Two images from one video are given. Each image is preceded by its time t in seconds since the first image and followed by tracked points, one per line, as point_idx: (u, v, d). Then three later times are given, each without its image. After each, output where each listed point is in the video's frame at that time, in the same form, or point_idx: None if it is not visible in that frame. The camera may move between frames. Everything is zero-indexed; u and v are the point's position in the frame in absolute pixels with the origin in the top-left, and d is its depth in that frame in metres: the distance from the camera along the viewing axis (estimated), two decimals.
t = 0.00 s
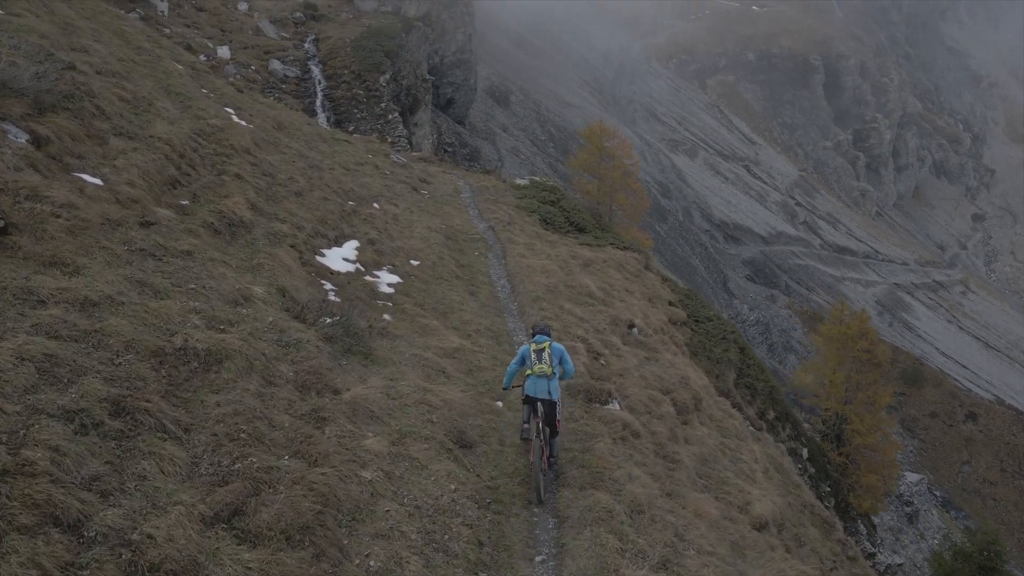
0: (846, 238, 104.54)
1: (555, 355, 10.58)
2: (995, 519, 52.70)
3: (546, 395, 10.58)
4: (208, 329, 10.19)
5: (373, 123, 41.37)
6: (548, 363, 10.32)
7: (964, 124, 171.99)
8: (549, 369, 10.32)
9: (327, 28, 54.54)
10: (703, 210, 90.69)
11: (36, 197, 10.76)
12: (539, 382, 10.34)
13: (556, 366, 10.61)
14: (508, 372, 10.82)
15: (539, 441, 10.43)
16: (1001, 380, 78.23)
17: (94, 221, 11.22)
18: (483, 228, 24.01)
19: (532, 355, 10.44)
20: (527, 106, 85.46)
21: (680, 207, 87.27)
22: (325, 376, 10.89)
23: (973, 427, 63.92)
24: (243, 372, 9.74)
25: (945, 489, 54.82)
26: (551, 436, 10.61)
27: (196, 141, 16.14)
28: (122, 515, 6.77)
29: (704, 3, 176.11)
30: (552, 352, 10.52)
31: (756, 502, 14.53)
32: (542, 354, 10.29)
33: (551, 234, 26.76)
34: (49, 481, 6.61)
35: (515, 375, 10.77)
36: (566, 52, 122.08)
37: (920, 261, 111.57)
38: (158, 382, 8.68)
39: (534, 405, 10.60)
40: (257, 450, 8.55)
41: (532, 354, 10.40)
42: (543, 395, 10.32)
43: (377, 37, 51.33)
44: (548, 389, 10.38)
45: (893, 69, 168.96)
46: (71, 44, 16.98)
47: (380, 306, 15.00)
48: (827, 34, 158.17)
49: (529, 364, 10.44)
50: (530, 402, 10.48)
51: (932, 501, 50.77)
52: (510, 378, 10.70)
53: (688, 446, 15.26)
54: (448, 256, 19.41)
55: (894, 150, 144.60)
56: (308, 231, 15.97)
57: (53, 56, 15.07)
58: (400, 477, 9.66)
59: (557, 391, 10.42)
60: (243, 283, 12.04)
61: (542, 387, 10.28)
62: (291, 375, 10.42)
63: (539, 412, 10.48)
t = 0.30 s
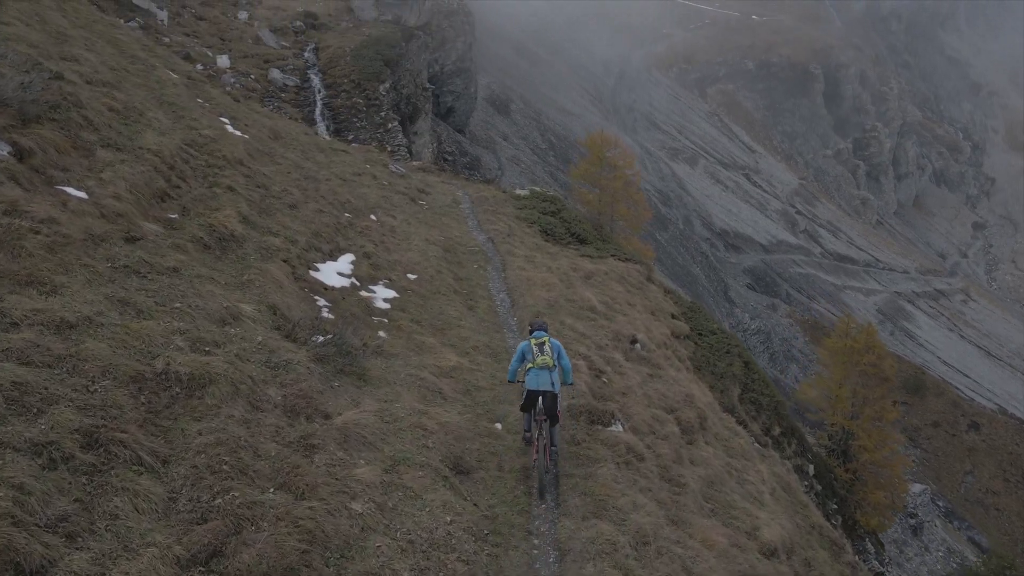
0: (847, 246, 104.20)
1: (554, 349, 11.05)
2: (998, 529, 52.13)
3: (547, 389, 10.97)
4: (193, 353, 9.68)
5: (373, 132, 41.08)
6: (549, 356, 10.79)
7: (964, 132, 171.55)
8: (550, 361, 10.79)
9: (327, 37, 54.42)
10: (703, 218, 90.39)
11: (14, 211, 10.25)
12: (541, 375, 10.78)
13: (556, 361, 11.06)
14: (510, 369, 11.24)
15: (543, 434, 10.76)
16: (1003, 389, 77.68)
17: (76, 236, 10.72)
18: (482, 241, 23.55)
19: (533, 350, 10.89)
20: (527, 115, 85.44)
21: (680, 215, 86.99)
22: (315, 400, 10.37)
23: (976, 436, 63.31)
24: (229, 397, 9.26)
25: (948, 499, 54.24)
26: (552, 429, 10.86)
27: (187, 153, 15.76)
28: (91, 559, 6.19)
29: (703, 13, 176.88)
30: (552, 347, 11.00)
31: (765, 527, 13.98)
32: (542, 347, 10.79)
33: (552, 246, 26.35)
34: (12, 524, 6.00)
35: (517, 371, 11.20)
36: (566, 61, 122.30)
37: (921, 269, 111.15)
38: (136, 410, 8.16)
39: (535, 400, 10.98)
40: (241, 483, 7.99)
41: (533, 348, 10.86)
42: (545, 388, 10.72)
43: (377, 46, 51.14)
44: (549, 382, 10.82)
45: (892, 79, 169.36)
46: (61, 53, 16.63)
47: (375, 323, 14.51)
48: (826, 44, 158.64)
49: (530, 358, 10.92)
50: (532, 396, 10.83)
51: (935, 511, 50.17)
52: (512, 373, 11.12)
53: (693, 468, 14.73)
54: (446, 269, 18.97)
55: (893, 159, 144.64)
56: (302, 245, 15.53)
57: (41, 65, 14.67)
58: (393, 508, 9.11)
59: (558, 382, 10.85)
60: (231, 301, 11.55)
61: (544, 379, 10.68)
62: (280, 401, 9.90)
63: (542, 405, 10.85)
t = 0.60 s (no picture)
0: (847, 254, 103.84)
1: (551, 355, 11.08)
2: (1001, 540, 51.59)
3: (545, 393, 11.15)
4: (176, 376, 9.21)
5: (372, 141, 40.69)
6: (545, 362, 10.90)
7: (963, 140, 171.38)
8: (546, 368, 10.89)
9: (327, 46, 54.22)
10: (704, 226, 90.03)
11: None
12: (537, 382, 10.93)
13: (553, 366, 11.12)
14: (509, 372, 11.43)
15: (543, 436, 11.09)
16: (1005, 397, 77.11)
17: (57, 252, 10.26)
18: (481, 253, 23.10)
19: (530, 356, 10.99)
20: (527, 122, 85.34)
21: (681, 224, 86.72)
22: (305, 426, 9.89)
23: (978, 446, 62.73)
24: (213, 423, 8.79)
25: (951, 509, 53.65)
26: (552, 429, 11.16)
27: (178, 163, 15.35)
28: None
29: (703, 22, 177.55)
30: (549, 353, 11.04)
31: (774, 552, 13.42)
32: (538, 355, 10.84)
33: (553, 257, 25.90)
34: None
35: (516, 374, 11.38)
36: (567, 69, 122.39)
37: (921, 277, 110.71)
38: (111, 440, 7.69)
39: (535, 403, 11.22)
40: (222, 520, 7.46)
41: (530, 354, 10.94)
42: (542, 392, 10.89)
43: (377, 54, 50.87)
44: (547, 387, 10.97)
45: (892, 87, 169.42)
46: (51, 62, 16.28)
47: (370, 340, 14.05)
48: (826, 52, 159.04)
49: (527, 365, 11.03)
50: (530, 401, 11.07)
51: (938, 522, 49.55)
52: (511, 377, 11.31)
53: (698, 490, 14.19)
54: (443, 282, 18.50)
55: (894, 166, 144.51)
56: (294, 259, 15.07)
57: (28, 75, 14.27)
58: (384, 542, 8.58)
59: (555, 388, 10.98)
60: (218, 318, 11.08)
61: (541, 386, 10.84)
62: (267, 428, 9.41)
63: (540, 409, 11.08)
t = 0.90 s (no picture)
0: (848, 262, 103.34)
1: (549, 351, 11.49)
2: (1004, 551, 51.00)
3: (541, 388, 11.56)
4: (157, 401, 8.72)
5: (372, 150, 40.35)
6: (541, 358, 11.32)
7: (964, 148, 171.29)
8: (543, 363, 11.30)
9: (327, 54, 54.07)
10: (705, 235, 89.70)
11: None
12: (534, 376, 11.34)
13: (550, 362, 11.54)
14: (509, 368, 11.85)
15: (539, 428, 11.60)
16: (1008, 407, 76.57)
17: (34, 269, 9.78)
18: (480, 265, 22.69)
19: (528, 351, 11.42)
20: (528, 131, 85.26)
21: (681, 232, 86.46)
22: (294, 452, 9.38)
23: (981, 455, 62.13)
24: (194, 451, 8.29)
25: (954, 519, 53.03)
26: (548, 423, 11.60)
27: (168, 175, 14.98)
28: None
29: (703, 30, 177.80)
30: (546, 349, 11.45)
31: None
32: (534, 350, 11.28)
33: (554, 269, 25.52)
34: None
35: (515, 370, 11.81)
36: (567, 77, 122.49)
37: (923, 285, 110.11)
38: (83, 473, 7.20)
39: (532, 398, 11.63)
40: (201, 558, 6.90)
41: (528, 349, 11.40)
42: (538, 387, 11.31)
43: (377, 62, 50.63)
44: (543, 381, 11.36)
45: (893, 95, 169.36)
46: (41, 71, 15.94)
47: (364, 357, 13.58)
48: (825, 61, 159.48)
49: (525, 359, 11.46)
50: (528, 394, 11.50)
51: (942, 533, 48.85)
52: (510, 372, 11.73)
53: (704, 513, 13.66)
54: (441, 296, 18.06)
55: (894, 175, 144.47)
56: (287, 273, 14.65)
57: (15, 84, 13.91)
58: None
59: (550, 383, 11.39)
60: (204, 338, 10.61)
61: (537, 380, 11.27)
62: (254, 456, 8.90)
63: (537, 402, 11.49)
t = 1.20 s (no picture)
0: (850, 269, 102.86)
1: (544, 348, 11.74)
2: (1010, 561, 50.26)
3: (535, 384, 11.72)
4: (138, 425, 8.26)
5: (372, 158, 40.04)
6: (537, 354, 11.54)
7: (964, 155, 171.04)
8: (538, 359, 11.50)
9: (327, 61, 53.92)
10: (706, 242, 89.31)
11: None
12: (529, 372, 11.49)
13: (545, 358, 11.75)
14: (504, 365, 11.97)
15: (533, 418, 11.88)
16: (1011, 415, 76.00)
17: (13, 284, 9.34)
18: (480, 276, 22.29)
19: (525, 348, 11.65)
20: (529, 138, 85.10)
21: (682, 239, 86.11)
22: (282, 480, 8.89)
23: (984, 464, 61.50)
24: (175, 481, 7.81)
25: (959, 528, 52.35)
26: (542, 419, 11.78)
27: (159, 185, 14.59)
28: None
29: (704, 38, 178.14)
30: (541, 346, 11.70)
31: None
32: (531, 346, 11.49)
33: (555, 279, 25.12)
34: None
35: (510, 367, 11.92)
36: (568, 85, 122.58)
37: (925, 292, 109.48)
38: (54, 507, 6.69)
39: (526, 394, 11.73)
40: None
41: (525, 346, 11.63)
42: (533, 382, 11.42)
43: (377, 70, 50.43)
44: (538, 377, 11.52)
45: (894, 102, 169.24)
46: (30, 78, 15.61)
47: (359, 374, 13.13)
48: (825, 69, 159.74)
49: (521, 355, 11.64)
50: (523, 391, 11.61)
51: (946, 543, 48.16)
52: (505, 369, 11.85)
53: (710, 535, 13.14)
54: (439, 309, 17.61)
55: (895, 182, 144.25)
56: (281, 287, 14.22)
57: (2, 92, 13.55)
58: None
59: (545, 378, 11.55)
60: (191, 357, 10.15)
61: (532, 375, 11.43)
62: (239, 484, 8.41)
63: (531, 398, 11.60)
